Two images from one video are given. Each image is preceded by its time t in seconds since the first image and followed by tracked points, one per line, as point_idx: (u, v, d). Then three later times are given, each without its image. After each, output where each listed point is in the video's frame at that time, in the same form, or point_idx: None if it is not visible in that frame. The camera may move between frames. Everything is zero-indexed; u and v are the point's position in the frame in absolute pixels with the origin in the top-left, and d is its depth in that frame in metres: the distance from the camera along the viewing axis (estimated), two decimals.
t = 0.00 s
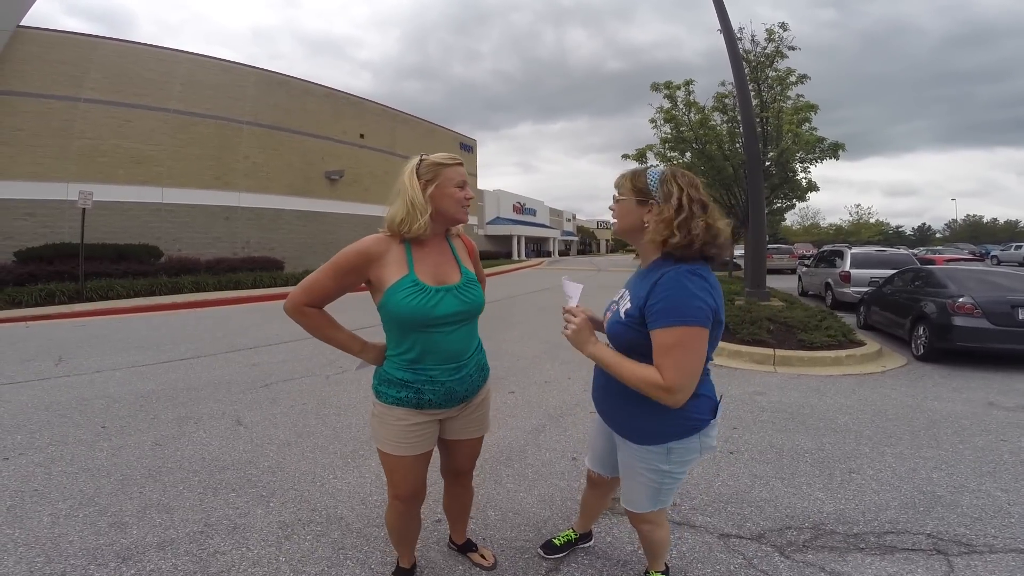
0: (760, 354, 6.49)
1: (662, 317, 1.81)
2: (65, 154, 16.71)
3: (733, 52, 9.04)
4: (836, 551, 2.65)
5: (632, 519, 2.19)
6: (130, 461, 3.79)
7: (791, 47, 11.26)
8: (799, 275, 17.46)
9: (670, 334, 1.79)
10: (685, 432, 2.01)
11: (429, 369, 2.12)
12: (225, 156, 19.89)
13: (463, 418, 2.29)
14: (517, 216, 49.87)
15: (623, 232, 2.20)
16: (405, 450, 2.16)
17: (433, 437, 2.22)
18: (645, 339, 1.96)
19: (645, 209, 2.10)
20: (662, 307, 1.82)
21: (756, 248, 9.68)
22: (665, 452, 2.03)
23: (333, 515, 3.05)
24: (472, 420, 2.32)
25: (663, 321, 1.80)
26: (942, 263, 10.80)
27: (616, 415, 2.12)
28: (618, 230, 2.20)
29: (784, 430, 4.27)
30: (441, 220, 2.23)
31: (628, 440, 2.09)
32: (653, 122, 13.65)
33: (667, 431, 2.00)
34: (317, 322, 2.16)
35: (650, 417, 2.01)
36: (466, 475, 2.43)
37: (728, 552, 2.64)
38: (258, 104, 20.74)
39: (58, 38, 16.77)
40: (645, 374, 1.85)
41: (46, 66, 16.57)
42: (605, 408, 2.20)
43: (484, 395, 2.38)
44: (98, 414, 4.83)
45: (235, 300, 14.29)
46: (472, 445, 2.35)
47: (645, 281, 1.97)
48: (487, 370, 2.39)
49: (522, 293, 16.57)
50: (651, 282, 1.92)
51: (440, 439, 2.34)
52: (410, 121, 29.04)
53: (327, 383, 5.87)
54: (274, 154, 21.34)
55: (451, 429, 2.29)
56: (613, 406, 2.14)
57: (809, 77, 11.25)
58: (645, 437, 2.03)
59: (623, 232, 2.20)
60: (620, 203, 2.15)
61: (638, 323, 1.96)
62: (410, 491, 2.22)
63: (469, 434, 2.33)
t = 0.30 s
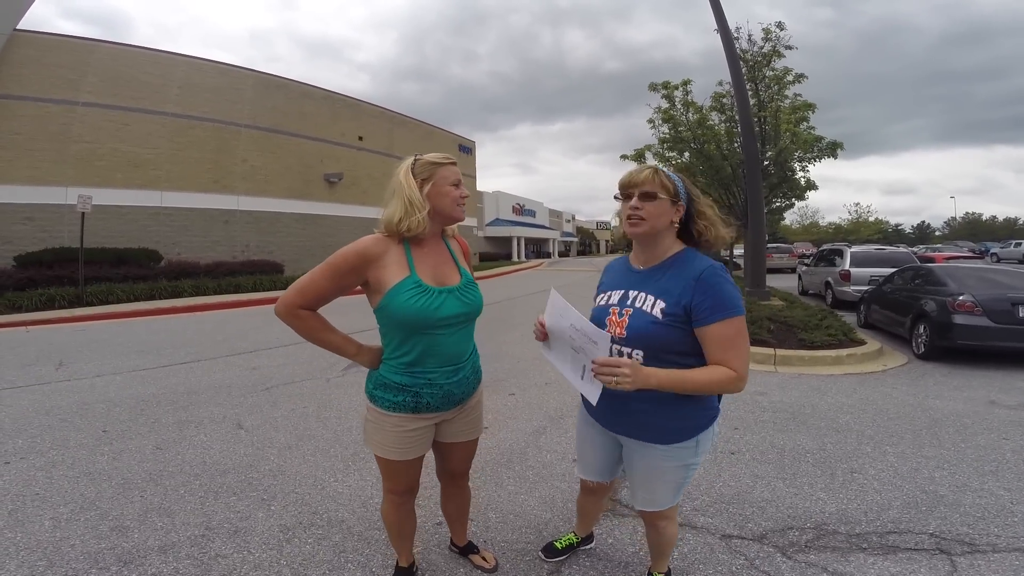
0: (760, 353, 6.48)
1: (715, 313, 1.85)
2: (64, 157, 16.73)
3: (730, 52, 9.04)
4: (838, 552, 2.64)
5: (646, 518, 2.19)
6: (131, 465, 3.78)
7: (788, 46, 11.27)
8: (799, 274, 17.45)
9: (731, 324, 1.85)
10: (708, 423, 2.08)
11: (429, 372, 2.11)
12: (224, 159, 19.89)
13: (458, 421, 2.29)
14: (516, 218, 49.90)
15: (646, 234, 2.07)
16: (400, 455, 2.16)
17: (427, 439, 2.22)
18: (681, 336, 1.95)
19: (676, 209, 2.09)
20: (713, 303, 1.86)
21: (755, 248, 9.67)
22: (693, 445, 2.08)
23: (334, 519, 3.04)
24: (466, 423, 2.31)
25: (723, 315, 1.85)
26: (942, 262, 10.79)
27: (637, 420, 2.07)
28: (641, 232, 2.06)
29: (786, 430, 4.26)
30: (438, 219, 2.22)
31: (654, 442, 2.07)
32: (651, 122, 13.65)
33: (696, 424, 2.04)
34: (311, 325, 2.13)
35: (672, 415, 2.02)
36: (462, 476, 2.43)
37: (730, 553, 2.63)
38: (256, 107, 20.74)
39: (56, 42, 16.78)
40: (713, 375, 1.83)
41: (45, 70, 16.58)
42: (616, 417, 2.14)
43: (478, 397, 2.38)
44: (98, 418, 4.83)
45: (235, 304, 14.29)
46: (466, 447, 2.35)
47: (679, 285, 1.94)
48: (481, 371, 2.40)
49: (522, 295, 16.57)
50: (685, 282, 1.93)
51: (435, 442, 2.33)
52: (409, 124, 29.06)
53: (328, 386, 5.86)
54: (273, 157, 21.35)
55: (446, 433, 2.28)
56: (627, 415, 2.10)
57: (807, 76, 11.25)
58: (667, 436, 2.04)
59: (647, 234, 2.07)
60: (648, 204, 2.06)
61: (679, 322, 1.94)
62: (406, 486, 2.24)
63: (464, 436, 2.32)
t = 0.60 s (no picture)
0: (756, 356, 6.49)
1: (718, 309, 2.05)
2: (60, 160, 16.66)
3: (725, 55, 9.08)
4: (836, 554, 2.64)
5: (652, 518, 2.17)
6: (127, 469, 3.76)
7: (783, 50, 11.34)
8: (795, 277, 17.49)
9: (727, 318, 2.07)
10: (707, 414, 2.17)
11: (421, 379, 2.11)
12: (220, 163, 19.84)
13: (450, 427, 2.28)
14: (513, 221, 49.96)
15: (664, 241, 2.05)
16: (394, 462, 2.16)
17: (420, 446, 2.21)
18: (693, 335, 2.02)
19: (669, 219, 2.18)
20: (713, 300, 2.04)
21: (751, 251, 9.69)
22: (699, 437, 2.13)
23: (331, 522, 3.03)
24: (459, 428, 2.31)
25: (725, 309, 2.06)
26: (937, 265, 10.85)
27: (658, 418, 2.04)
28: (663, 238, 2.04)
29: (783, 432, 4.26)
30: (431, 223, 2.22)
31: (672, 437, 2.07)
32: (647, 126, 13.69)
33: (704, 416, 2.11)
34: (300, 329, 2.11)
35: (689, 409, 2.06)
36: (457, 481, 2.43)
37: (728, 555, 2.63)
38: (253, 110, 20.72)
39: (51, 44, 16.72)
40: (730, 365, 2.02)
41: (40, 73, 16.52)
42: (638, 421, 2.06)
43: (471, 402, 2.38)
44: (93, 422, 4.79)
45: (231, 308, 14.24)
46: (459, 452, 2.34)
47: (689, 287, 2.03)
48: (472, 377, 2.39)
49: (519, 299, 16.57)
50: (691, 282, 2.04)
51: (429, 448, 2.32)
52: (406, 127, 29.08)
53: (324, 390, 5.84)
54: (269, 161, 21.32)
55: (438, 438, 2.28)
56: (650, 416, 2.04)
57: (802, 80, 11.31)
58: (687, 429, 2.07)
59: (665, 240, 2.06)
60: (667, 213, 2.08)
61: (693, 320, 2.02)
62: (401, 492, 2.24)
63: (457, 442, 2.32)
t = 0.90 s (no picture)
0: (757, 356, 6.49)
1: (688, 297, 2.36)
2: (61, 162, 16.69)
3: (725, 55, 9.08)
4: (838, 554, 2.63)
5: (664, 512, 2.16)
6: (129, 470, 3.77)
7: (783, 49, 11.34)
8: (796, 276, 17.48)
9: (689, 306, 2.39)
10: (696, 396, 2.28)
11: (420, 382, 2.10)
12: (220, 164, 19.86)
13: (451, 431, 2.28)
14: (513, 222, 49.97)
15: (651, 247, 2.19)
16: (397, 467, 2.16)
17: (421, 449, 2.21)
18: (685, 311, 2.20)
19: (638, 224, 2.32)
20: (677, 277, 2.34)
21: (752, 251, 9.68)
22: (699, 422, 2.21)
23: (333, 523, 3.03)
24: (461, 432, 2.31)
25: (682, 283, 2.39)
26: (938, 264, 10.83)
27: (674, 405, 2.06)
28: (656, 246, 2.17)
29: (784, 432, 4.26)
30: (428, 225, 2.22)
31: (684, 424, 2.10)
32: (647, 126, 13.68)
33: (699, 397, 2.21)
34: (296, 333, 2.10)
35: (692, 389, 2.15)
36: (461, 486, 2.43)
37: (729, 555, 2.63)
38: (253, 111, 20.73)
39: (51, 45, 16.74)
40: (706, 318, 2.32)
41: (41, 74, 16.54)
42: (660, 412, 2.05)
43: (472, 405, 2.37)
44: (95, 424, 4.80)
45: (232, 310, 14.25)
46: (461, 456, 2.35)
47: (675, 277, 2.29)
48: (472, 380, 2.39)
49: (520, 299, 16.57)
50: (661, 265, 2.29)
51: (431, 452, 2.32)
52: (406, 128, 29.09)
53: (325, 390, 5.84)
54: (270, 162, 21.33)
55: (440, 442, 2.28)
56: (667, 403, 2.05)
57: (802, 79, 11.30)
58: (693, 412, 2.13)
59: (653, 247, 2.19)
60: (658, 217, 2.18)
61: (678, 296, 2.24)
62: (403, 496, 2.24)
63: (458, 446, 2.32)
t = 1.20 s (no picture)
0: (760, 359, 6.47)
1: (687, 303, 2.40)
2: (65, 164, 16.77)
3: (727, 56, 9.08)
4: (842, 556, 2.62)
5: (666, 513, 2.16)
6: (132, 471, 3.77)
7: (784, 51, 11.33)
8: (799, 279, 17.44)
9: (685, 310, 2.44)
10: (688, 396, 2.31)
11: (422, 386, 2.10)
12: (223, 167, 19.92)
13: (454, 435, 2.28)
14: (516, 224, 50.00)
15: (633, 248, 2.12)
16: (400, 472, 2.16)
17: (424, 454, 2.21)
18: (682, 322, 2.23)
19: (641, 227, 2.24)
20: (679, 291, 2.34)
21: (755, 254, 9.65)
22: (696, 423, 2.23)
23: (335, 525, 3.03)
24: (465, 437, 2.31)
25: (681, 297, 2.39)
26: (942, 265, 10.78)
27: (676, 405, 2.08)
28: (634, 245, 2.10)
29: (788, 435, 4.25)
30: (427, 228, 2.22)
31: (685, 423, 2.12)
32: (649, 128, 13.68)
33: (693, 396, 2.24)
34: (297, 337, 2.11)
35: (689, 389, 2.18)
36: (466, 491, 2.43)
37: (732, 558, 2.62)
38: (256, 114, 20.80)
39: (56, 48, 16.83)
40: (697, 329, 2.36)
41: (45, 77, 16.63)
42: (664, 411, 2.06)
43: (475, 410, 2.37)
44: (99, 425, 4.81)
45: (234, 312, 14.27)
46: (465, 461, 2.34)
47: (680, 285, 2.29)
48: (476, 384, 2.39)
49: (522, 302, 16.57)
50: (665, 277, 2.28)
51: (434, 457, 2.32)
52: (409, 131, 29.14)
53: (328, 393, 5.85)
54: (273, 165, 21.39)
55: (444, 447, 2.28)
56: (667, 402, 2.07)
57: (804, 81, 11.29)
58: (693, 410, 2.15)
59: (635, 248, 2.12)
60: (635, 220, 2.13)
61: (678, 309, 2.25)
62: (407, 500, 2.24)
63: (461, 451, 2.31)
